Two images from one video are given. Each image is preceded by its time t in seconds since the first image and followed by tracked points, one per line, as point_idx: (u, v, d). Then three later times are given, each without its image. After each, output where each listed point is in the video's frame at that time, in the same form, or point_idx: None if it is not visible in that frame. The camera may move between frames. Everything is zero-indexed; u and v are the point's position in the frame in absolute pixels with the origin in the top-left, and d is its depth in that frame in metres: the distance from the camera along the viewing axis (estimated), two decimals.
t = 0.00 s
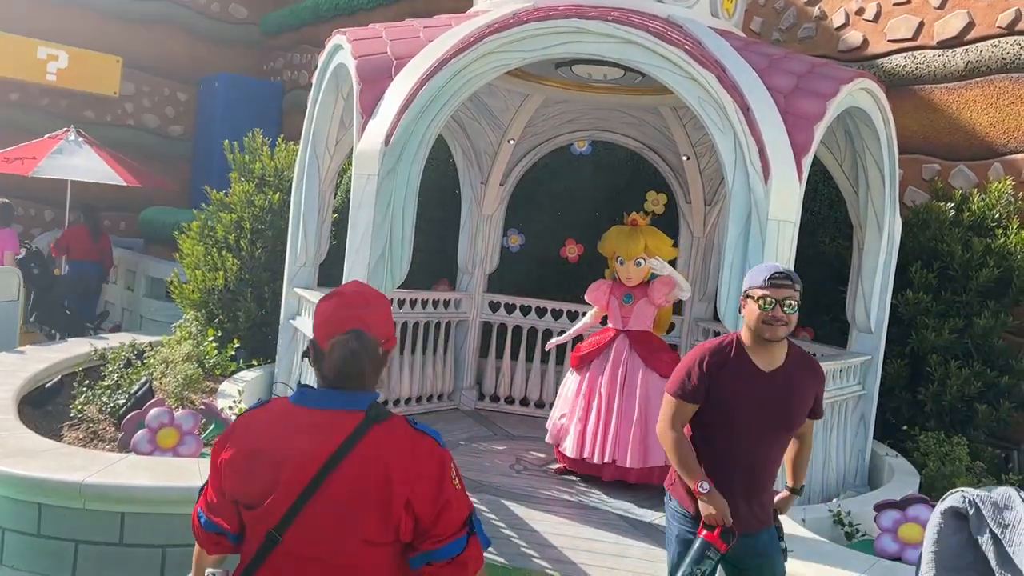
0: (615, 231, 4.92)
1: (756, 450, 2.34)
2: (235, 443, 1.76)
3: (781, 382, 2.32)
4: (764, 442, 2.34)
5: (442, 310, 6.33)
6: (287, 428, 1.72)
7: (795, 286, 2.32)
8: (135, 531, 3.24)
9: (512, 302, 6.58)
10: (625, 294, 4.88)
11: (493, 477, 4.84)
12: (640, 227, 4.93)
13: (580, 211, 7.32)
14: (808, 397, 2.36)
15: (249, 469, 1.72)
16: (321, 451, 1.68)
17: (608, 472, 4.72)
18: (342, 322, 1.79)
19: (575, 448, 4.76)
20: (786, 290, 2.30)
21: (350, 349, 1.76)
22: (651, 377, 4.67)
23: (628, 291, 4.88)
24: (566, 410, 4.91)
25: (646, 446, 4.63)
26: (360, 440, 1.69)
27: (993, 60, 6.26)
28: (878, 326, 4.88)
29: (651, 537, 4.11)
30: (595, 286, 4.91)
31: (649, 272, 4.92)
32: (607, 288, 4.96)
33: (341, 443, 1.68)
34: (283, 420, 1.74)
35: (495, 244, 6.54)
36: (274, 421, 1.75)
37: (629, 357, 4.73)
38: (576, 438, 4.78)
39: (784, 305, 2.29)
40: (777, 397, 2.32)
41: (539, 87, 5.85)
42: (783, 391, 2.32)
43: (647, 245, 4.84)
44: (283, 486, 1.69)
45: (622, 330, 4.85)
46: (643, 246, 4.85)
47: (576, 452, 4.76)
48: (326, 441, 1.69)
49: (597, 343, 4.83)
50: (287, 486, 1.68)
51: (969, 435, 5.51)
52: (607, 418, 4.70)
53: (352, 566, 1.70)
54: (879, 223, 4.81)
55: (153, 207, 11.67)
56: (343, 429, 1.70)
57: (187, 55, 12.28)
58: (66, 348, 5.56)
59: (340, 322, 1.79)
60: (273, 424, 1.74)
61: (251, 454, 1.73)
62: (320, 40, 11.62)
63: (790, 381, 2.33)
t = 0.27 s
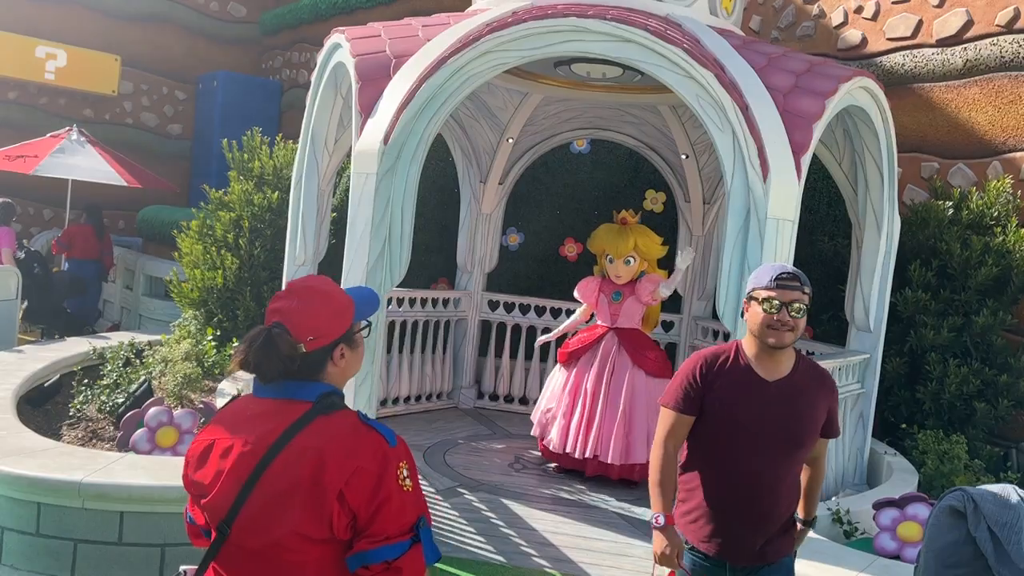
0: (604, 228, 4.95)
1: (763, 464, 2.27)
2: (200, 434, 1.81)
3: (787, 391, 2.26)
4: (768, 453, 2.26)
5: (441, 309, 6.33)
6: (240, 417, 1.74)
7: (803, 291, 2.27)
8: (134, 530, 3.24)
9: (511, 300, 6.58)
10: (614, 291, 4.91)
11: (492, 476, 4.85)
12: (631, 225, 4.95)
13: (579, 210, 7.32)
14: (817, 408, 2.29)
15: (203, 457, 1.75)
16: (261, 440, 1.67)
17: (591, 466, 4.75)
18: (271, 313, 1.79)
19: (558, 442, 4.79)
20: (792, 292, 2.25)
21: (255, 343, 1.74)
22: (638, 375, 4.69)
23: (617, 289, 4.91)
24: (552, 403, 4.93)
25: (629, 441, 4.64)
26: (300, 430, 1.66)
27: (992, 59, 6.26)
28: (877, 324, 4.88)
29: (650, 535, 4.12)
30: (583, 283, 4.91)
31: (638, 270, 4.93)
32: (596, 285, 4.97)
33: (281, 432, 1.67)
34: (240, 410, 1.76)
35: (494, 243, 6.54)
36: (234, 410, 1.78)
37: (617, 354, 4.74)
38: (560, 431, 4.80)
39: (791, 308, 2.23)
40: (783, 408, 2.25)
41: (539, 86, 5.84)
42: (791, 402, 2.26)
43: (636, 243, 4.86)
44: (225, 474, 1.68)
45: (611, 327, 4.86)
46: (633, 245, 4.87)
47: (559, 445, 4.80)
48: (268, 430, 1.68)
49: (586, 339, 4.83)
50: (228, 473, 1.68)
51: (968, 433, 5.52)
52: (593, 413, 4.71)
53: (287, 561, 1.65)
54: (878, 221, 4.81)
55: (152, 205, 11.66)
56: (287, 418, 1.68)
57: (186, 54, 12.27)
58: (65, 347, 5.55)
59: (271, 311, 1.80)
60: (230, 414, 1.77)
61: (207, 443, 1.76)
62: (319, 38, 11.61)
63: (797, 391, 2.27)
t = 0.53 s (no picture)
0: (600, 227, 4.94)
1: (795, 493, 2.05)
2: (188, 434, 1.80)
3: (826, 409, 2.05)
4: (806, 479, 2.04)
5: (442, 308, 6.33)
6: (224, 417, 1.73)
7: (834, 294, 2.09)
8: (136, 529, 3.24)
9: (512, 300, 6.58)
10: (608, 290, 4.89)
11: (493, 475, 4.85)
12: (625, 225, 4.94)
13: (579, 209, 7.32)
14: (865, 433, 2.05)
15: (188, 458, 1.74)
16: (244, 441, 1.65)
17: (585, 465, 4.71)
18: (260, 311, 1.77)
19: (551, 439, 4.75)
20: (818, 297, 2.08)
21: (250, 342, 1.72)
22: (632, 374, 4.71)
23: (610, 288, 4.89)
24: (543, 401, 4.91)
25: (625, 439, 4.65)
26: (282, 430, 1.64)
27: (993, 58, 6.26)
28: (878, 324, 4.88)
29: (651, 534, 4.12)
30: (577, 281, 4.87)
31: (631, 270, 4.91)
32: (589, 284, 4.94)
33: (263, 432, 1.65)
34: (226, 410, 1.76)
35: (495, 242, 6.54)
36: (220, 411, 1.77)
37: (611, 353, 4.75)
38: (552, 429, 4.77)
39: (816, 314, 2.06)
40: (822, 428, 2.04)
41: (539, 85, 5.84)
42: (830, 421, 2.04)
43: (631, 243, 4.84)
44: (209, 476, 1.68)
45: (604, 326, 4.86)
46: (629, 244, 4.85)
47: (552, 443, 4.76)
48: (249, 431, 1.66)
49: (579, 337, 4.82)
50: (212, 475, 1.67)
51: (969, 432, 5.53)
52: (588, 412, 4.70)
53: (275, 563, 1.65)
54: (879, 221, 4.81)
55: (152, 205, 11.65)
56: (270, 418, 1.67)
57: (187, 53, 12.27)
58: (66, 346, 5.55)
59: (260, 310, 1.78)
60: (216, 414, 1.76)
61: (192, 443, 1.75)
62: (319, 37, 11.61)
63: (839, 409, 2.05)
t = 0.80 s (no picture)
0: (598, 227, 4.90)
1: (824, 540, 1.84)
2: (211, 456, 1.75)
3: (859, 444, 1.83)
4: (838, 520, 1.82)
5: (443, 308, 6.33)
6: (257, 437, 1.69)
7: (875, 313, 1.83)
8: (139, 528, 3.24)
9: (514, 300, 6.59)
10: (603, 290, 4.87)
11: (495, 476, 4.85)
12: (623, 225, 4.93)
13: (581, 209, 7.32)
14: (906, 467, 1.81)
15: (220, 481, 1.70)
16: (288, 460, 1.63)
17: (584, 465, 4.69)
18: (317, 320, 1.73)
19: (550, 439, 4.71)
20: (859, 318, 1.82)
21: (337, 341, 1.70)
22: (629, 374, 4.72)
23: (606, 287, 4.87)
24: (539, 400, 4.87)
25: (623, 438, 4.66)
26: (328, 445, 1.64)
27: (994, 60, 6.26)
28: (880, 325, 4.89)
29: (652, 534, 4.13)
30: (572, 281, 4.84)
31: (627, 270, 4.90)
32: (585, 284, 4.91)
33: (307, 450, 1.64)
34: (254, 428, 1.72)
35: (496, 242, 6.54)
36: (246, 430, 1.73)
37: (608, 352, 4.75)
38: (551, 429, 4.73)
39: (853, 339, 1.82)
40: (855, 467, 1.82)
41: (541, 85, 5.83)
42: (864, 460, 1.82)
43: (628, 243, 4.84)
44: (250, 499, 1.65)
45: (599, 326, 4.85)
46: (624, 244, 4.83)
47: (551, 442, 4.71)
48: (293, 450, 1.64)
49: (573, 338, 4.81)
50: (254, 497, 1.64)
51: (970, 433, 5.53)
52: (586, 410, 4.68)
53: None
54: (880, 221, 4.80)
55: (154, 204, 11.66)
56: (311, 434, 1.65)
57: (188, 53, 12.28)
58: (67, 346, 5.55)
59: (311, 321, 1.73)
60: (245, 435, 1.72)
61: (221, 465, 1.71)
62: (321, 37, 11.61)
63: (874, 446, 1.82)
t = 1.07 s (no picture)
0: (597, 227, 4.92)
1: None
2: (271, 478, 1.69)
3: (917, 481, 1.64)
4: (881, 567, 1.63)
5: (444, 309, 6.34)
6: (331, 454, 1.66)
7: (937, 317, 1.69)
8: (140, 528, 3.25)
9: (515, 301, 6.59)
10: (602, 290, 4.91)
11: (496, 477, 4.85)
12: (621, 227, 4.93)
13: (582, 211, 7.33)
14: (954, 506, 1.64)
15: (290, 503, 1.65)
16: (374, 474, 1.63)
17: (578, 465, 4.67)
18: (392, 333, 1.75)
19: (544, 439, 4.70)
20: (921, 324, 1.68)
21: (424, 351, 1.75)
22: (626, 375, 4.71)
23: (604, 288, 4.89)
24: (535, 400, 4.87)
25: (619, 439, 4.64)
26: (413, 457, 1.66)
27: (995, 62, 6.27)
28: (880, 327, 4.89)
29: (653, 536, 4.13)
30: (570, 282, 4.85)
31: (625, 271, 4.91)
32: (583, 284, 4.93)
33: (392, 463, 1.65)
34: (323, 446, 1.68)
35: (497, 243, 6.54)
36: (312, 448, 1.69)
37: (606, 353, 4.74)
38: (547, 428, 4.73)
39: (913, 348, 1.66)
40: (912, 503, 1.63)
41: (542, 87, 5.83)
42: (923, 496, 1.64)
43: (627, 244, 4.84)
44: (334, 517, 1.62)
45: (598, 326, 4.86)
46: (622, 246, 4.84)
47: (545, 443, 4.71)
48: (378, 464, 1.64)
49: (572, 338, 4.82)
50: (339, 515, 1.61)
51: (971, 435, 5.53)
52: (582, 410, 4.68)
53: None
54: (882, 224, 4.80)
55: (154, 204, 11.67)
56: (392, 447, 1.66)
57: (190, 54, 12.29)
58: (69, 346, 5.55)
59: (385, 335, 1.75)
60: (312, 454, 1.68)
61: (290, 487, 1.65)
62: (323, 38, 11.62)
63: (926, 481, 1.64)
